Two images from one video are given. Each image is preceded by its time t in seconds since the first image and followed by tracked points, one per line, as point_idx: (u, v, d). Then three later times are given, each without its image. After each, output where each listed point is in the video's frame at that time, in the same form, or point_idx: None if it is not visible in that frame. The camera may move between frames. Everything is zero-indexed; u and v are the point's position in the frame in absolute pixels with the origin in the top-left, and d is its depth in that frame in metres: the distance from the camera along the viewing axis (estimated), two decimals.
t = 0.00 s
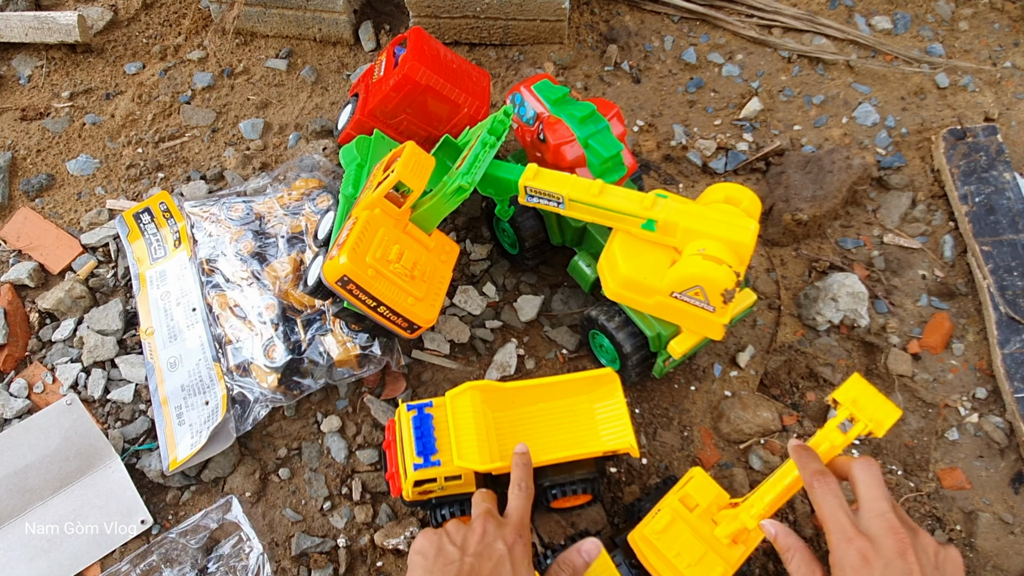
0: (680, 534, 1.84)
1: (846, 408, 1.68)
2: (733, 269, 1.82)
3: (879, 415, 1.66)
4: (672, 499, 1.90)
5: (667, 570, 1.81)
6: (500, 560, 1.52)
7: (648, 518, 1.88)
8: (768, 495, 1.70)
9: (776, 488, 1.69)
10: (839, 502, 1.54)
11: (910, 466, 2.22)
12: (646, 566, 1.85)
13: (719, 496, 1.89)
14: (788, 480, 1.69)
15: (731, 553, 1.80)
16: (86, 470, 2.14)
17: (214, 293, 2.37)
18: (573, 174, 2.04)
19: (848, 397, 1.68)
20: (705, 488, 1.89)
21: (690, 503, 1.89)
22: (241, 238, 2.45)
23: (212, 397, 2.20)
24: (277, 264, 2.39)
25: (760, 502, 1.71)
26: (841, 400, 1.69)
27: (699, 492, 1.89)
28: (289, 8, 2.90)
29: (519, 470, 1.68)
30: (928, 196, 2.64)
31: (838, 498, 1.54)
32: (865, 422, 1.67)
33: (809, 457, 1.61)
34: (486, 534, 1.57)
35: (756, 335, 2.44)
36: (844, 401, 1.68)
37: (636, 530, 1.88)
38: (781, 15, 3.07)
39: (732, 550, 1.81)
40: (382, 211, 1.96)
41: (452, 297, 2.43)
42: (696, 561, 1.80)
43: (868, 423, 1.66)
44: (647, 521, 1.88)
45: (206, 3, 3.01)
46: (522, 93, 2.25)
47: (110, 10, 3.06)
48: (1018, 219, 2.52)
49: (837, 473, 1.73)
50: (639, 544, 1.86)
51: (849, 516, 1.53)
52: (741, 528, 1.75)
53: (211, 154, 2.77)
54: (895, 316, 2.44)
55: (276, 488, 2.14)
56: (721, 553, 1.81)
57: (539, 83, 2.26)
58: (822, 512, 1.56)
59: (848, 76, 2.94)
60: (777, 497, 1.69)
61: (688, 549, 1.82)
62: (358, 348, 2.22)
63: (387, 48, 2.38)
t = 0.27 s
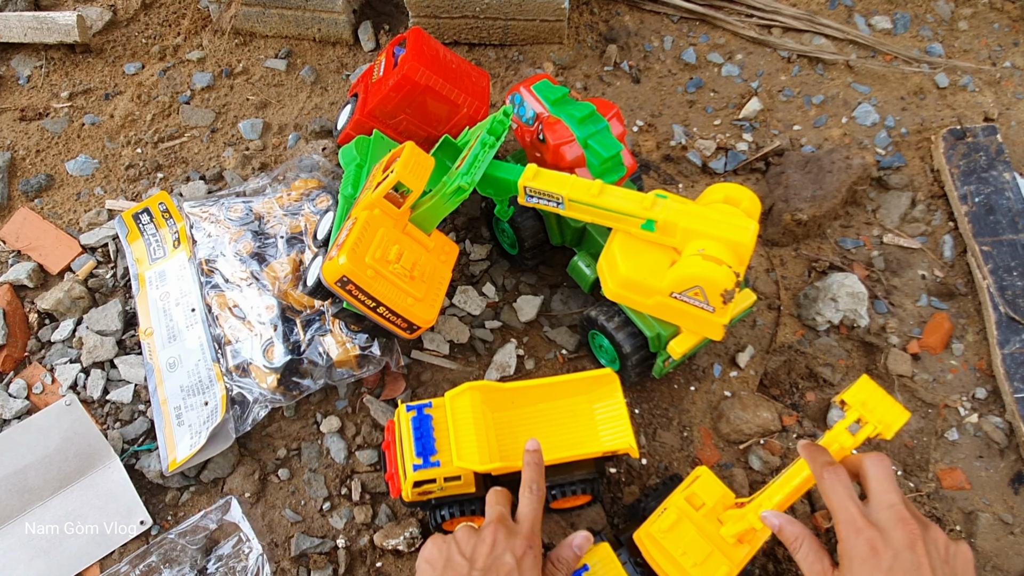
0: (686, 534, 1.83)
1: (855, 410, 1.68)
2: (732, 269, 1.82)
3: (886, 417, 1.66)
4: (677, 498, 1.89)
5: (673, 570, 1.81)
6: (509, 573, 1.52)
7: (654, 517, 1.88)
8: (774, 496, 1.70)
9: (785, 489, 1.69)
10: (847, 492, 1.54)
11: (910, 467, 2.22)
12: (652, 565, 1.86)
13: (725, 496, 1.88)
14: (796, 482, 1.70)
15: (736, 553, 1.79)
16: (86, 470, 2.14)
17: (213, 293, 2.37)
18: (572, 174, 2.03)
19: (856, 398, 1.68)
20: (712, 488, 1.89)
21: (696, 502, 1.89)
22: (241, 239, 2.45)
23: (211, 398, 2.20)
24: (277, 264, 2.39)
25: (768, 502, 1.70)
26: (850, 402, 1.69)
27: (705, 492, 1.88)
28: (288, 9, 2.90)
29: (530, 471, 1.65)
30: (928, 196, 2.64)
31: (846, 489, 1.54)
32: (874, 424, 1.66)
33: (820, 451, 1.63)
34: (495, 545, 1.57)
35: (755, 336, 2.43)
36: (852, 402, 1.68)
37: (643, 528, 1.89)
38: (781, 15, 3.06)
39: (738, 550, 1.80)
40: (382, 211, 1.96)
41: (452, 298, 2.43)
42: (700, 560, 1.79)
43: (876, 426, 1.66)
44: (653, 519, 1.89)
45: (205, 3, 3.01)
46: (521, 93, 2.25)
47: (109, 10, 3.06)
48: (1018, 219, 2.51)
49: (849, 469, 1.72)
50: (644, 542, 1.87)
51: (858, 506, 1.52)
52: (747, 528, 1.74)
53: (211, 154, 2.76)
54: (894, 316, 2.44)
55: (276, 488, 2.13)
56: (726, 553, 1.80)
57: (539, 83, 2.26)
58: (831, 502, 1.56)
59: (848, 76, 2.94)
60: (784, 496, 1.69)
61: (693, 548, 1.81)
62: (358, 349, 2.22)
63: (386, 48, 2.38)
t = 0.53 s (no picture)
0: (686, 533, 1.83)
1: (854, 407, 1.68)
2: (732, 269, 1.82)
3: (886, 413, 1.66)
4: (678, 497, 1.89)
5: (675, 569, 1.82)
6: None
7: (654, 517, 1.89)
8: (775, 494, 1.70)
9: (785, 487, 1.69)
10: (850, 487, 1.54)
11: (910, 467, 2.22)
12: (653, 564, 1.86)
13: (726, 494, 1.88)
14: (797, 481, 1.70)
15: (737, 552, 1.79)
16: (86, 470, 2.14)
17: (213, 294, 2.37)
18: (572, 174, 2.03)
19: (856, 396, 1.68)
20: (712, 487, 1.89)
21: (697, 501, 1.89)
22: (241, 239, 2.45)
23: (211, 398, 2.20)
24: (277, 264, 2.39)
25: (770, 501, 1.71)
26: (849, 399, 1.69)
27: (705, 491, 1.88)
28: (288, 9, 2.90)
29: (525, 480, 1.67)
30: (928, 196, 2.64)
31: (849, 484, 1.55)
32: (872, 420, 1.66)
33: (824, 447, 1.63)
34: (491, 550, 1.56)
35: (755, 336, 2.43)
36: (851, 400, 1.68)
37: (643, 528, 1.89)
38: (780, 15, 3.06)
39: (739, 549, 1.80)
40: (382, 212, 1.95)
41: (452, 298, 2.43)
42: (701, 559, 1.79)
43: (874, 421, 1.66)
44: (653, 519, 1.89)
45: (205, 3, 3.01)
46: (521, 93, 2.25)
47: (108, 10, 3.06)
48: (1018, 219, 2.51)
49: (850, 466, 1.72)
50: (645, 542, 1.87)
51: (861, 501, 1.52)
52: (748, 527, 1.74)
53: (211, 154, 2.76)
54: (894, 316, 2.44)
55: (276, 488, 2.13)
56: (727, 551, 1.80)
57: (539, 83, 2.25)
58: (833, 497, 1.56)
59: (848, 76, 2.94)
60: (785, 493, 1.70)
61: (694, 547, 1.81)
62: (358, 349, 2.22)
63: (386, 48, 2.38)
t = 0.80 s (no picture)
0: (683, 536, 1.83)
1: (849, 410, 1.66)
2: (732, 269, 1.82)
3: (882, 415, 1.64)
4: (674, 500, 1.88)
5: (671, 572, 1.81)
6: None
7: (651, 520, 1.88)
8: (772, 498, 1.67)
9: (780, 491, 1.66)
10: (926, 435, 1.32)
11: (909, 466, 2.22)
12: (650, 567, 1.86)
13: (722, 497, 1.88)
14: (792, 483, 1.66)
15: (734, 553, 1.80)
16: (86, 470, 2.14)
17: (212, 294, 2.37)
18: (572, 174, 2.04)
19: (851, 398, 1.66)
20: (708, 489, 1.88)
21: (693, 504, 1.88)
22: (241, 239, 2.45)
23: (211, 398, 2.20)
24: (276, 264, 2.39)
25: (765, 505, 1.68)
26: (844, 402, 1.66)
27: (702, 493, 1.87)
28: (288, 9, 2.90)
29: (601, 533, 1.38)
30: (927, 196, 2.64)
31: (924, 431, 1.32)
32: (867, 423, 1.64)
33: (898, 385, 1.36)
34: None
35: (755, 335, 2.44)
36: (847, 403, 1.65)
37: (639, 531, 1.88)
38: (780, 15, 3.07)
39: (736, 551, 1.80)
40: (382, 211, 1.96)
41: (451, 298, 2.43)
42: (699, 561, 1.79)
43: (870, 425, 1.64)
44: (650, 522, 1.88)
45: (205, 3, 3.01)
46: (521, 93, 2.26)
47: (108, 11, 3.06)
48: (1017, 219, 2.51)
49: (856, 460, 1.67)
50: (643, 545, 1.86)
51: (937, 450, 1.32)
52: (744, 530, 1.74)
53: (211, 154, 2.77)
54: (894, 316, 2.44)
55: (276, 488, 2.13)
56: (724, 554, 1.80)
57: (539, 83, 2.26)
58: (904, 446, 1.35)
59: (847, 76, 2.94)
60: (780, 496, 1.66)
61: (691, 550, 1.81)
62: (358, 349, 2.22)
63: (386, 48, 2.38)
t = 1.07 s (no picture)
0: (685, 533, 1.83)
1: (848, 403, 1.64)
2: (731, 269, 1.81)
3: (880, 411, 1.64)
4: (676, 497, 1.88)
5: (673, 569, 1.82)
6: None
7: (653, 517, 1.88)
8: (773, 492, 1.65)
9: (782, 485, 1.64)
10: (920, 422, 1.53)
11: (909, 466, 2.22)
12: (652, 563, 1.87)
13: (724, 493, 1.87)
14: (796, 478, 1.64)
15: (737, 550, 1.80)
16: (85, 471, 2.14)
17: (212, 294, 2.37)
18: (572, 174, 2.03)
19: (848, 394, 1.66)
20: (710, 486, 1.87)
21: (695, 500, 1.87)
22: (240, 239, 2.45)
23: (211, 398, 2.20)
24: (276, 265, 2.39)
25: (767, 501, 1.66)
26: (842, 399, 1.66)
27: (703, 490, 1.86)
28: (288, 9, 2.90)
29: None
30: (927, 196, 2.64)
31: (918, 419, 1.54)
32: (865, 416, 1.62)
33: (885, 385, 1.61)
34: None
35: (755, 335, 2.43)
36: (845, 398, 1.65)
37: (642, 528, 1.89)
38: (780, 15, 3.07)
39: (738, 549, 1.80)
40: (382, 212, 1.95)
41: (451, 298, 2.43)
42: (700, 559, 1.79)
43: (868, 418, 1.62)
44: (653, 519, 1.88)
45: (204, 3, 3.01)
46: (520, 93, 2.25)
47: (107, 11, 3.06)
48: (1017, 219, 2.51)
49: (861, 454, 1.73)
50: (644, 542, 1.87)
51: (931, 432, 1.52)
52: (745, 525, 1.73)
53: (210, 154, 2.76)
54: (893, 316, 2.44)
55: (276, 489, 2.13)
56: (726, 551, 1.80)
57: (538, 83, 2.25)
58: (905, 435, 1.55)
59: (847, 76, 2.94)
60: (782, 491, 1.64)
61: (693, 547, 1.81)
62: (357, 350, 2.22)
63: (385, 48, 2.38)
